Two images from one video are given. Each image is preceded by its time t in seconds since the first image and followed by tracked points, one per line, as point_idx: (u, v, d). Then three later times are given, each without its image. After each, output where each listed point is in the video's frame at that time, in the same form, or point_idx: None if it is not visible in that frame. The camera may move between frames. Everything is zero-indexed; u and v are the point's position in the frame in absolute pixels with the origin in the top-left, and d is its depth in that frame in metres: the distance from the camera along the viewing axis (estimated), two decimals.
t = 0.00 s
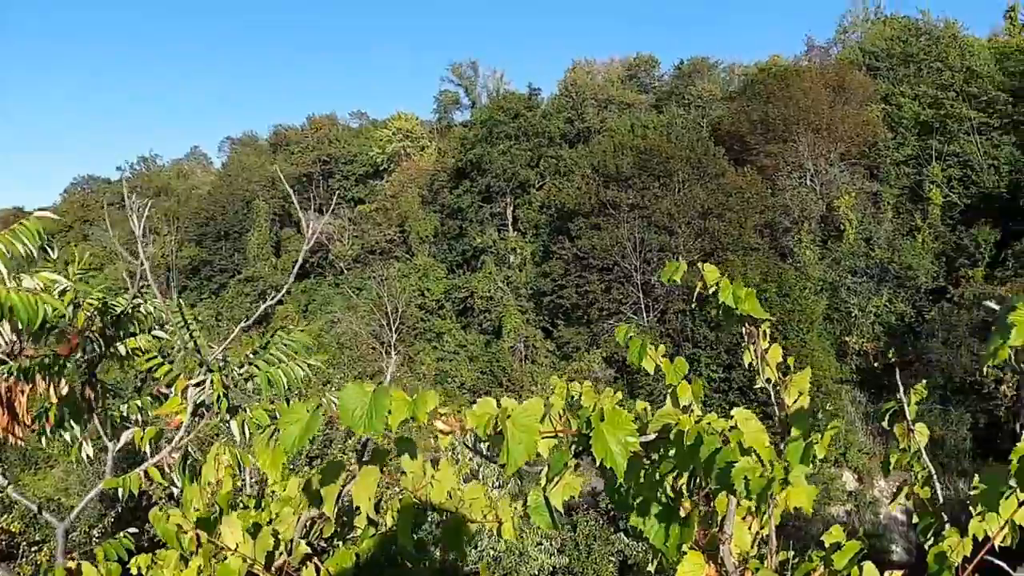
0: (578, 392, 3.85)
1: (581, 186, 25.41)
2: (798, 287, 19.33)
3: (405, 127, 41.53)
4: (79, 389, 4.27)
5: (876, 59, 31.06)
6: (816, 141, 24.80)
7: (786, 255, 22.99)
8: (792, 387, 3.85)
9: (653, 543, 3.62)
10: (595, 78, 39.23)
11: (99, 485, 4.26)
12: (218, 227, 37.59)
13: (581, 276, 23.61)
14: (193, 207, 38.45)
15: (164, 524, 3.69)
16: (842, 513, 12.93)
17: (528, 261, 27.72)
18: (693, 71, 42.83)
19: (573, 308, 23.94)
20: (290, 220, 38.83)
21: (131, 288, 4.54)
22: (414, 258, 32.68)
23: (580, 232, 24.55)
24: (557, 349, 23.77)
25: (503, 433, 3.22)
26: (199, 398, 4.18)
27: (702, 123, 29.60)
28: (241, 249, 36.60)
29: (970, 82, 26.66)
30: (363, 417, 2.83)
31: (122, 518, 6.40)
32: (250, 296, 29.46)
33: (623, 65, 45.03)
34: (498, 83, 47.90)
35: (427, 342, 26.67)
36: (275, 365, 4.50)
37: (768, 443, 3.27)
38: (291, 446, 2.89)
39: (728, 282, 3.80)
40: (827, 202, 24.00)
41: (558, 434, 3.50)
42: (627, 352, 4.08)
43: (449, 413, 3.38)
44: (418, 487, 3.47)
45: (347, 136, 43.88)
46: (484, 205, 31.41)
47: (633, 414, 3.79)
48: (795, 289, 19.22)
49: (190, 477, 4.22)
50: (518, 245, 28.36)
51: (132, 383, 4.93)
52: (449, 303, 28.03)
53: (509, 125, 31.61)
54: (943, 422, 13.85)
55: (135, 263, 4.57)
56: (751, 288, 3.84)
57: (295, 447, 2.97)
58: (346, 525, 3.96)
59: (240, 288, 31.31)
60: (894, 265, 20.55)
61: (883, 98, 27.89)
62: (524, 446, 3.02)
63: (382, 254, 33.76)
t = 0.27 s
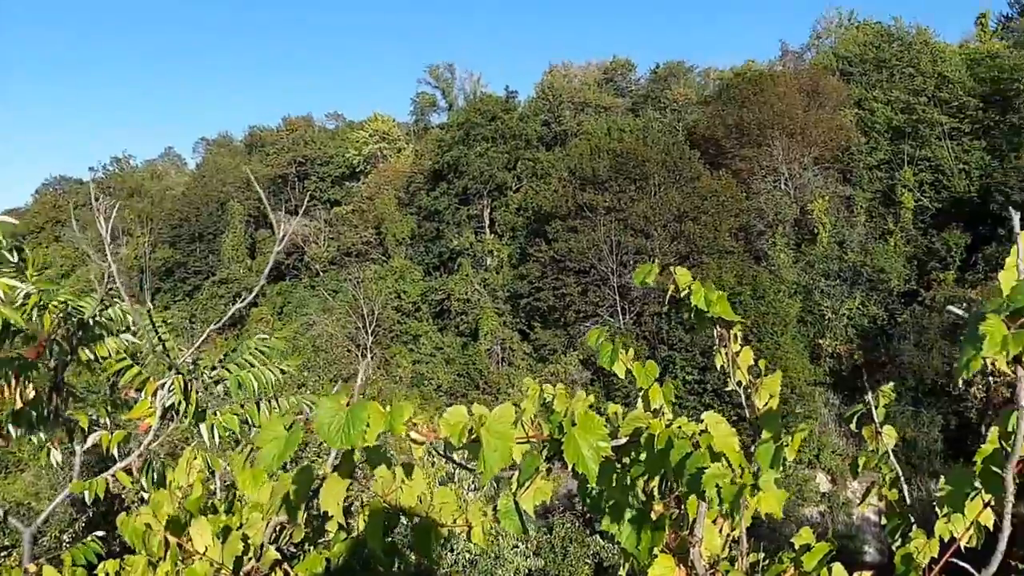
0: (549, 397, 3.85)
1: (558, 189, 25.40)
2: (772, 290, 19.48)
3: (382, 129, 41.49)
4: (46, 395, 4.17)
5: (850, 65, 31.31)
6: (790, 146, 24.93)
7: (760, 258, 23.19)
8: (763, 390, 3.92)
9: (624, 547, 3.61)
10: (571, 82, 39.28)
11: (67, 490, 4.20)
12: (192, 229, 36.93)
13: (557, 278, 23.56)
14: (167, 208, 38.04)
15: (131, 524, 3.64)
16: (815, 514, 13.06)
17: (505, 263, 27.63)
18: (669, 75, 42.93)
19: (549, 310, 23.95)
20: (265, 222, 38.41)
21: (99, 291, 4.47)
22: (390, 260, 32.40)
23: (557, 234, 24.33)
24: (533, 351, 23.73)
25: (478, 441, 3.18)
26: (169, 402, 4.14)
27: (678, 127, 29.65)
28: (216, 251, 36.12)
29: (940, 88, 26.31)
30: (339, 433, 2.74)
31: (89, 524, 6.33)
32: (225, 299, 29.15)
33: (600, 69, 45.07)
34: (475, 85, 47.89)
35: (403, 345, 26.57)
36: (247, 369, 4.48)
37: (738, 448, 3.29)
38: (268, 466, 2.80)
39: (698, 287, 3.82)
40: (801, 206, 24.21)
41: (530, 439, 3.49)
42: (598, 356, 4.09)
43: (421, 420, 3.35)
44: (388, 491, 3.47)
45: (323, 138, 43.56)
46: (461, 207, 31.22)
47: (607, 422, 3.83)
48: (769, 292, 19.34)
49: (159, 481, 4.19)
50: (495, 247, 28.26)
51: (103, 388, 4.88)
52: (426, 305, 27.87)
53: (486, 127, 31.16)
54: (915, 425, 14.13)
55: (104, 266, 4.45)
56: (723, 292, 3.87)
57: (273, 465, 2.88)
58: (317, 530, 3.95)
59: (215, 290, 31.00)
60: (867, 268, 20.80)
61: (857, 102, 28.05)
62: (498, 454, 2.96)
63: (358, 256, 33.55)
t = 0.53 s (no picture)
0: (512, 405, 3.85)
1: (526, 195, 25.41)
2: (736, 296, 19.70)
3: (350, 135, 41.24)
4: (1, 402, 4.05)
5: (813, 76, 31.74)
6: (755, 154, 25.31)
7: (725, 265, 23.46)
8: (721, 396, 3.96)
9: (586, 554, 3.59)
10: (539, 89, 39.38)
11: (22, 499, 4.10)
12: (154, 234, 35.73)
13: (526, 284, 23.55)
14: (131, 212, 37.42)
15: (83, 539, 3.57)
16: (779, 519, 13.27)
17: (473, 269, 27.44)
18: (636, 83, 43.16)
19: (517, 316, 23.91)
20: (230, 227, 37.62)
21: (56, 297, 4.36)
22: (357, 266, 32.01)
23: (525, 240, 24.44)
24: (501, 357, 23.79)
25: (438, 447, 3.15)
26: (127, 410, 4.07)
27: (645, 135, 29.82)
28: (179, 255, 35.37)
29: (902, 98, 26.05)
30: (290, 436, 2.72)
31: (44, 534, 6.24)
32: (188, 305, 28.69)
33: (568, 77, 45.26)
34: (444, 91, 47.85)
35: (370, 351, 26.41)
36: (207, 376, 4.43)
37: (696, 453, 3.31)
38: (217, 469, 2.75)
39: (659, 294, 3.86)
40: (765, 213, 24.48)
41: (491, 446, 3.46)
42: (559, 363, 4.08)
43: (381, 427, 3.32)
44: (347, 498, 3.45)
45: (290, 142, 43.00)
46: (428, 213, 30.90)
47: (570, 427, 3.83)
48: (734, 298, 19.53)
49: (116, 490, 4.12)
50: (463, 253, 28.06)
51: (61, 395, 4.78)
52: (394, 310, 27.65)
53: (455, 133, 31.15)
54: (877, 431, 14.57)
55: (61, 270, 4.35)
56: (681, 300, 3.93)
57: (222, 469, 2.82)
58: (277, 540, 3.92)
59: (178, 295, 30.53)
60: (829, 274, 21.13)
61: (820, 112, 28.41)
62: (457, 461, 2.94)
63: (325, 261, 33.23)
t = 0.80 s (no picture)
0: (485, 412, 3.83)
1: (501, 199, 25.43)
2: (710, 300, 19.86)
3: (325, 137, 40.70)
4: None
5: (786, 82, 31.99)
6: (729, 160, 25.54)
7: (699, 269, 23.63)
8: (694, 401, 3.98)
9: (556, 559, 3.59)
10: (516, 93, 39.43)
11: None
12: (125, 236, 35.26)
13: (501, 288, 23.53)
14: (101, 213, 36.94)
15: (42, 553, 3.45)
16: (753, 522, 13.46)
17: (449, 272, 27.41)
18: (611, 88, 43.35)
19: (492, 320, 23.94)
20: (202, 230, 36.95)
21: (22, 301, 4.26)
22: (331, 269, 31.86)
23: (500, 244, 24.45)
24: (476, 361, 23.78)
25: (407, 454, 3.13)
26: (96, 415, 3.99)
27: (620, 141, 29.87)
28: (150, 258, 34.94)
29: (874, 105, 26.15)
30: (261, 443, 2.60)
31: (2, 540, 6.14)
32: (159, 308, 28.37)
33: (543, 81, 45.26)
34: (419, 95, 47.95)
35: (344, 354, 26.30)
36: (178, 383, 4.37)
37: (664, 459, 3.32)
38: (187, 475, 2.71)
39: (634, 298, 3.86)
40: (739, 218, 24.68)
41: (462, 452, 3.45)
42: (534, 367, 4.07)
43: (350, 432, 3.29)
44: (317, 506, 3.42)
45: (265, 146, 41.92)
46: (404, 216, 30.72)
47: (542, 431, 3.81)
48: (708, 303, 19.66)
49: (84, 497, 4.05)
50: (440, 256, 27.76)
51: (27, 399, 4.69)
52: (368, 314, 27.52)
53: (431, 136, 31.06)
54: (849, 434, 14.62)
55: (28, 273, 4.27)
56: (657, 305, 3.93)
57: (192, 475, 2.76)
58: (245, 547, 3.89)
59: (149, 299, 30.18)
60: (802, 279, 21.36)
61: (793, 119, 28.60)
62: (427, 468, 2.90)
63: (298, 264, 33.00)
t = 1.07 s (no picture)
0: (461, 413, 3.82)
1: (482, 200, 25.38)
2: (690, 302, 19.96)
3: (305, 138, 40.58)
4: None
5: (765, 84, 32.07)
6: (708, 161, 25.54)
7: (679, 271, 23.73)
8: (669, 403, 4.01)
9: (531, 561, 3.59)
10: (497, 94, 39.33)
11: None
12: (102, 237, 34.86)
13: (482, 290, 23.53)
14: (78, 213, 36.51)
15: (16, 551, 3.37)
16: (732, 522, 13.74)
17: (429, 273, 27.34)
18: (592, 90, 43.34)
19: (473, 321, 23.93)
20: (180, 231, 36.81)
21: None
22: (311, 270, 31.69)
23: (481, 245, 24.41)
24: (457, 362, 23.76)
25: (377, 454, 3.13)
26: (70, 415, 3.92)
27: (601, 142, 29.85)
28: (128, 259, 34.58)
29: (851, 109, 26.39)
30: (222, 435, 2.60)
31: None
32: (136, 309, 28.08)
33: (524, 82, 45.19)
34: (399, 96, 47.90)
35: (324, 356, 26.17)
36: (151, 384, 4.36)
37: (635, 463, 3.38)
38: (145, 464, 2.72)
39: (611, 300, 3.88)
40: (719, 221, 24.78)
41: (437, 454, 3.45)
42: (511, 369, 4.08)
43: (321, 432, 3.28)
44: (292, 507, 3.39)
45: (243, 144, 40.86)
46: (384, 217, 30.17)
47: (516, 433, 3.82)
48: (688, 304, 19.78)
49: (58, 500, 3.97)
50: (419, 257, 27.82)
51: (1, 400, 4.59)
52: (348, 315, 27.38)
53: (411, 138, 30.53)
54: (826, 435, 14.92)
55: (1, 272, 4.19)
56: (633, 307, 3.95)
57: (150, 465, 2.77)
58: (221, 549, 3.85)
59: (126, 300, 29.89)
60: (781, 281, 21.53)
61: (772, 121, 28.69)
62: (397, 468, 2.92)
63: (278, 265, 32.75)
